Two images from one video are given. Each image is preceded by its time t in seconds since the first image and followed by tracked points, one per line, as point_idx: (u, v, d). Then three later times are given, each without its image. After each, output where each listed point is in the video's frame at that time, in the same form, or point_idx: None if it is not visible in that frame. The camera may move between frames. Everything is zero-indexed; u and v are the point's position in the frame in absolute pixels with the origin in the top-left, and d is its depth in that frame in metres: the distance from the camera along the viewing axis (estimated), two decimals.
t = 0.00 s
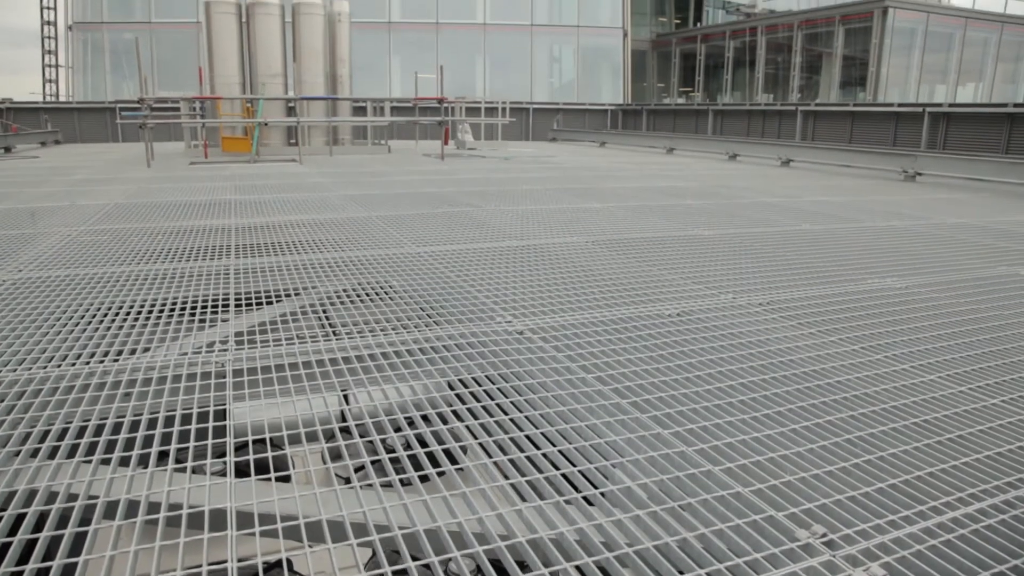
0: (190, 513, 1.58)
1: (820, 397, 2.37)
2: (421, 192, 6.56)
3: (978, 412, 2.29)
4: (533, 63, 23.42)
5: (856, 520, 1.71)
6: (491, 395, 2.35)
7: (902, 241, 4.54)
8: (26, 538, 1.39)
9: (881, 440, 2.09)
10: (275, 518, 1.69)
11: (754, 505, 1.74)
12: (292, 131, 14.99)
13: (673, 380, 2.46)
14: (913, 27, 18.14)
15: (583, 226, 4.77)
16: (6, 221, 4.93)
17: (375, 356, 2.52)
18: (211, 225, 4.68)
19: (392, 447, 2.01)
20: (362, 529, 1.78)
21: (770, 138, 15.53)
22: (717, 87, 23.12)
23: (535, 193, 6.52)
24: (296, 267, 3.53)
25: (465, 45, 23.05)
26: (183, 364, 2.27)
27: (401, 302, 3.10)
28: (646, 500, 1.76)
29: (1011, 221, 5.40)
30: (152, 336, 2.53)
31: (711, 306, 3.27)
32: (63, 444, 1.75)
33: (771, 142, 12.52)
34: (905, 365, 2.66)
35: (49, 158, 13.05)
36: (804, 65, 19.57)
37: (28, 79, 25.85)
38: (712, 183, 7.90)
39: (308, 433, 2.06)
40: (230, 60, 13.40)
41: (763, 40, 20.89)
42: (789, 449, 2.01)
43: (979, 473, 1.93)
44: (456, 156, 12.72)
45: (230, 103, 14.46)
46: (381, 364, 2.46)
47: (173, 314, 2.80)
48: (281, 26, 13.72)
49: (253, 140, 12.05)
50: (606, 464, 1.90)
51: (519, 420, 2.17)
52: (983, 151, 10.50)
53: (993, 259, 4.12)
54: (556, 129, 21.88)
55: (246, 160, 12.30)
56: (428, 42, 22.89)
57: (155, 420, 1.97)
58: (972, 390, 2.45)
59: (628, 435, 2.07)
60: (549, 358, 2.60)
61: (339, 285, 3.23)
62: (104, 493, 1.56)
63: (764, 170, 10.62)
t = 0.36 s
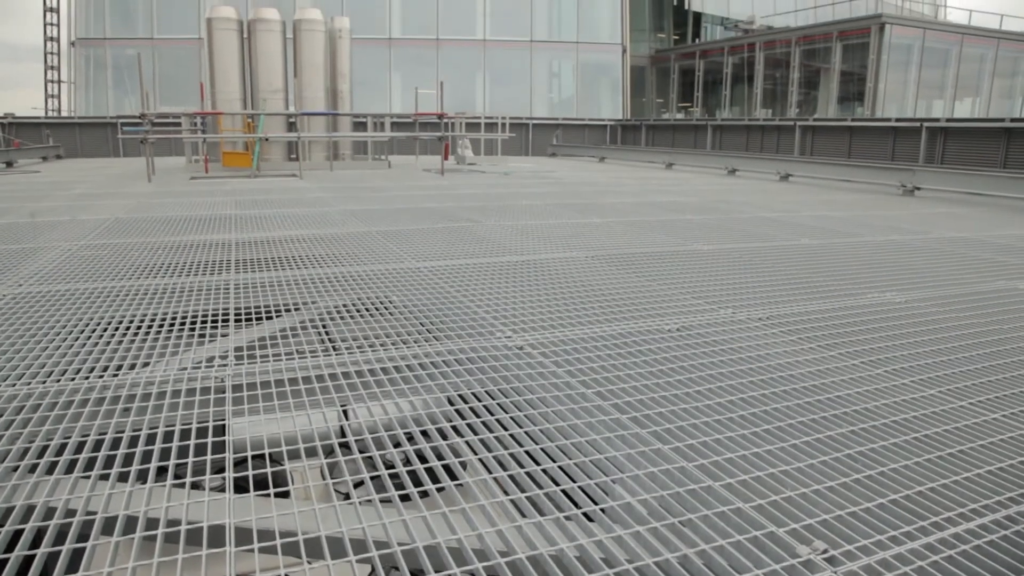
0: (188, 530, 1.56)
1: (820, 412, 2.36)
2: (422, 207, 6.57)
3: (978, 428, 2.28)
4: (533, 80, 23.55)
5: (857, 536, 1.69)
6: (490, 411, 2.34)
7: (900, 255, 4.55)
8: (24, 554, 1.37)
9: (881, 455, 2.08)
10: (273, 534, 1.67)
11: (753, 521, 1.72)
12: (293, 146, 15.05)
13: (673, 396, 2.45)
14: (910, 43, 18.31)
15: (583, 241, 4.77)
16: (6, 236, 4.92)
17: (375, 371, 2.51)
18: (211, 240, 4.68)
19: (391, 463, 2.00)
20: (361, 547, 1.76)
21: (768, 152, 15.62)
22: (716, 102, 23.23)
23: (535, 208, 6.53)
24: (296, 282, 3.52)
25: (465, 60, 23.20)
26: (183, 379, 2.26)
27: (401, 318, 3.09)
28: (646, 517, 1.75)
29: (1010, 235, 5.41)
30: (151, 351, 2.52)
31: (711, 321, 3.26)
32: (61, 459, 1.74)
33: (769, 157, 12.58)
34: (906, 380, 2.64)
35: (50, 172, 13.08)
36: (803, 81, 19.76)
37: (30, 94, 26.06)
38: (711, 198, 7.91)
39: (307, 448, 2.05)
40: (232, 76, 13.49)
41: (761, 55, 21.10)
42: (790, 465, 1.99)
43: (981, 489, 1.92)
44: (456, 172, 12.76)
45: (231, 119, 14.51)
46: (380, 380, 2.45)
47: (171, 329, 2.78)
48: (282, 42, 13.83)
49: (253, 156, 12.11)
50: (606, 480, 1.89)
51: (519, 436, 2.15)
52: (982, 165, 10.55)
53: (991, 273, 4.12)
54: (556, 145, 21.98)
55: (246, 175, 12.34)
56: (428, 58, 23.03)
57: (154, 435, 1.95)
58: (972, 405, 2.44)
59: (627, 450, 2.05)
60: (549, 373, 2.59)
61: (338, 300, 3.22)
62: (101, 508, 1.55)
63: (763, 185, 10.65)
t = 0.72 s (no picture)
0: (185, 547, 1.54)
1: (820, 428, 2.35)
2: (421, 224, 6.58)
3: (979, 444, 2.27)
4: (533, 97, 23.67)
5: (858, 553, 1.67)
6: (491, 428, 2.32)
7: (899, 271, 4.55)
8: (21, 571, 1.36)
9: (881, 472, 2.07)
10: (271, 553, 1.65)
11: (754, 539, 1.71)
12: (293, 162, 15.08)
13: (673, 413, 2.43)
14: (907, 60, 18.44)
15: (582, 257, 4.77)
16: (6, 252, 4.91)
17: (375, 389, 2.49)
18: (211, 256, 4.68)
19: (391, 479, 1.98)
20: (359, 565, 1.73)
21: (767, 168, 15.72)
22: (714, 118, 23.42)
23: (534, 224, 6.54)
24: (296, 298, 3.52)
25: (464, 78, 23.35)
26: (183, 396, 2.25)
27: (401, 334, 3.08)
28: (646, 534, 1.73)
29: (1009, 251, 5.42)
30: (150, 367, 2.51)
31: (711, 337, 3.26)
32: (59, 476, 1.72)
33: (768, 173, 12.66)
34: (906, 396, 2.63)
35: (52, 188, 13.11)
36: (800, 97, 20.04)
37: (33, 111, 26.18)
38: (711, 214, 7.92)
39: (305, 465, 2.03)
40: (234, 93, 13.56)
41: (759, 72, 21.33)
42: (791, 483, 1.98)
43: (983, 505, 1.90)
44: (456, 188, 12.79)
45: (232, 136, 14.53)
46: (380, 398, 2.43)
47: (171, 344, 2.77)
48: (283, 59, 13.91)
49: (254, 172, 12.15)
50: (606, 498, 1.87)
51: (520, 453, 2.14)
52: (979, 181, 10.60)
53: (989, 289, 4.13)
54: (555, 162, 22.11)
55: (247, 191, 12.36)
56: (428, 75, 23.18)
57: (152, 452, 1.93)
58: (972, 422, 2.43)
59: (627, 467, 2.04)
60: (548, 391, 2.56)
61: (338, 317, 3.21)
62: (98, 526, 1.53)
63: (762, 201, 10.67)
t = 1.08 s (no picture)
0: (182, 567, 1.53)
1: (821, 445, 2.33)
2: (422, 241, 6.58)
3: (980, 461, 2.26)
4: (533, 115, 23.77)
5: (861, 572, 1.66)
6: (491, 446, 2.30)
7: (898, 287, 4.56)
8: None
9: (882, 490, 2.05)
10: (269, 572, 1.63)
11: (756, 557, 1.69)
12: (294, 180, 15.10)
13: (673, 430, 2.42)
14: (904, 78, 18.59)
15: (582, 275, 4.78)
16: (6, 269, 4.90)
17: (375, 406, 2.47)
18: (211, 273, 4.68)
19: (390, 498, 1.96)
20: None
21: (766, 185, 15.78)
22: (713, 135, 23.63)
23: (535, 241, 6.55)
24: (295, 315, 3.51)
25: (464, 95, 23.49)
26: (182, 414, 2.23)
27: (401, 351, 3.07)
28: (646, 553, 1.71)
29: (1007, 267, 5.44)
30: (150, 385, 2.49)
31: (711, 354, 3.25)
32: (57, 494, 1.71)
33: (768, 189, 12.73)
34: (907, 413, 2.62)
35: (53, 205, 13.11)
36: (799, 114, 20.19)
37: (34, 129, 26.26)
38: (711, 230, 7.95)
39: (304, 483, 2.01)
40: (235, 111, 13.64)
41: (758, 90, 21.54)
42: (792, 501, 1.96)
43: (984, 522, 1.89)
44: (456, 205, 12.81)
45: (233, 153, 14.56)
46: (380, 415, 2.41)
47: (170, 361, 2.75)
48: (284, 77, 13.98)
49: (254, 189, 12.19)
50: (606, 516, 1.86)
51: (520, 471, 2.12)
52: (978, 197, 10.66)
53: (988, 306, 4.13)
54: (554, 179, 22.23)
55: (247, 208, 12.38)
56: (428, 93, 23.32)
57: (152, 469, 1.92)
58: (972, 439, 2.42)
59: (627, 485, 2.02)
60: (548, 409, 2.55)
61: (338, 334, 3.20)
62: (95, 545, 1.51)
63: (761, 218, 10.71)
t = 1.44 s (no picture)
0: None
1: (822, 463, 2.32)
2: (424, 259, 6.60)
3: (982, 479, 2.24)
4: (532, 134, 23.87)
5: None
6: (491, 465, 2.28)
7: (898, 304, 4.56)
8: None
9: (884, 508, 2.03)
10: None
11: None
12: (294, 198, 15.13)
13: (674, 449, 2.40)
14: (901, 96, 18.78)
15: (582, 292, 4.78)
16: (6, 286, 4.89)
17: (374, 425, 2.45)
18: (211, 290, 4.67)
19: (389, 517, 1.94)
20: None
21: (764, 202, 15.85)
22: (712, 153, 23.79)
23: (535, 259, 6.57)
24: (294, 334, 3.49)
25: (464, 114, 23.64)
26: (180, 432, 2.21)
27: (400, 369, 3.05)
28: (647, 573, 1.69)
29: (1007, 284, 5.45)
30: (149, 403, 2.47)
31: (710, 372, 3.23)
32: (55, 513, 1.69)
33: (766, 207, 12.80)
34: (908, 431, 2.61)
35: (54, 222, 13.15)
36: (797, 132, 20.35)
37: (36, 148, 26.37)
38: (712, 248, 8.00)
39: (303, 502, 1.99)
40: (236, 129, 13.71)
41: (756, 108, 21.74)
42: (794, 520, 1.94)
43: (987, 542, 1.87)
44: (456, 223, 12.86)
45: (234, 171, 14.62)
46: (379, 434, 2.38)
47: (169, 380, 2.73)
48: (285, 95, 14.06)
49: (255, 207, 12.23)
50: (606, 536, 1.84)
51: (520, 490, 2.10)
52: (976, 214, 10.71)
53: (986, 322, 4.14)
54: (554, 198, 22.40)
55: (247, 225, 12.41)
56: (428, 112, 23.48)
57: (151, 488, 1.90)
58: (974, 456, 2.41)
59: (628, 504, 2.00)
60: (548, 427, 2.53)
61: (337, 352, 3.18)
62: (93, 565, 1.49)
63: (761, 236, 10.76)
